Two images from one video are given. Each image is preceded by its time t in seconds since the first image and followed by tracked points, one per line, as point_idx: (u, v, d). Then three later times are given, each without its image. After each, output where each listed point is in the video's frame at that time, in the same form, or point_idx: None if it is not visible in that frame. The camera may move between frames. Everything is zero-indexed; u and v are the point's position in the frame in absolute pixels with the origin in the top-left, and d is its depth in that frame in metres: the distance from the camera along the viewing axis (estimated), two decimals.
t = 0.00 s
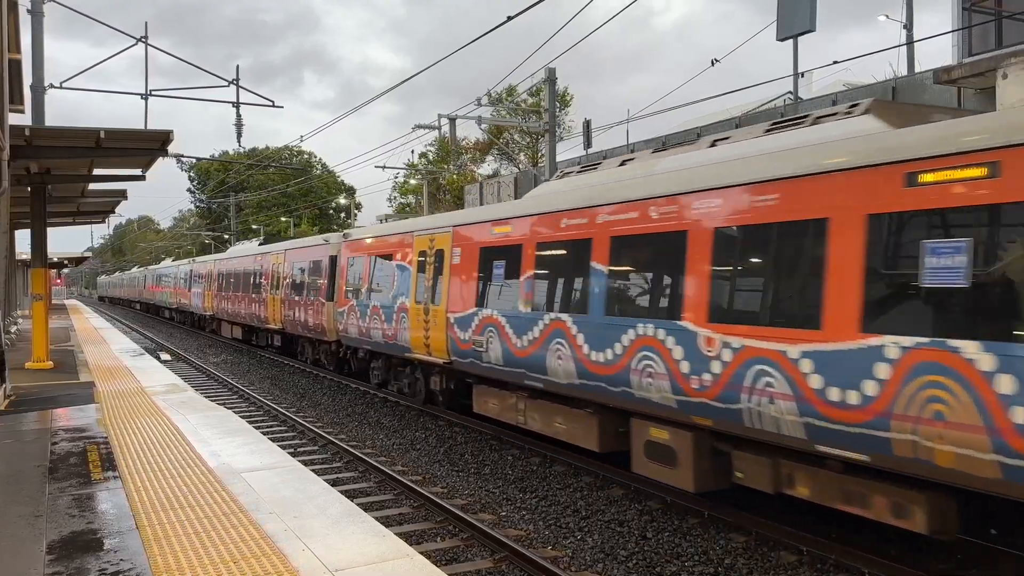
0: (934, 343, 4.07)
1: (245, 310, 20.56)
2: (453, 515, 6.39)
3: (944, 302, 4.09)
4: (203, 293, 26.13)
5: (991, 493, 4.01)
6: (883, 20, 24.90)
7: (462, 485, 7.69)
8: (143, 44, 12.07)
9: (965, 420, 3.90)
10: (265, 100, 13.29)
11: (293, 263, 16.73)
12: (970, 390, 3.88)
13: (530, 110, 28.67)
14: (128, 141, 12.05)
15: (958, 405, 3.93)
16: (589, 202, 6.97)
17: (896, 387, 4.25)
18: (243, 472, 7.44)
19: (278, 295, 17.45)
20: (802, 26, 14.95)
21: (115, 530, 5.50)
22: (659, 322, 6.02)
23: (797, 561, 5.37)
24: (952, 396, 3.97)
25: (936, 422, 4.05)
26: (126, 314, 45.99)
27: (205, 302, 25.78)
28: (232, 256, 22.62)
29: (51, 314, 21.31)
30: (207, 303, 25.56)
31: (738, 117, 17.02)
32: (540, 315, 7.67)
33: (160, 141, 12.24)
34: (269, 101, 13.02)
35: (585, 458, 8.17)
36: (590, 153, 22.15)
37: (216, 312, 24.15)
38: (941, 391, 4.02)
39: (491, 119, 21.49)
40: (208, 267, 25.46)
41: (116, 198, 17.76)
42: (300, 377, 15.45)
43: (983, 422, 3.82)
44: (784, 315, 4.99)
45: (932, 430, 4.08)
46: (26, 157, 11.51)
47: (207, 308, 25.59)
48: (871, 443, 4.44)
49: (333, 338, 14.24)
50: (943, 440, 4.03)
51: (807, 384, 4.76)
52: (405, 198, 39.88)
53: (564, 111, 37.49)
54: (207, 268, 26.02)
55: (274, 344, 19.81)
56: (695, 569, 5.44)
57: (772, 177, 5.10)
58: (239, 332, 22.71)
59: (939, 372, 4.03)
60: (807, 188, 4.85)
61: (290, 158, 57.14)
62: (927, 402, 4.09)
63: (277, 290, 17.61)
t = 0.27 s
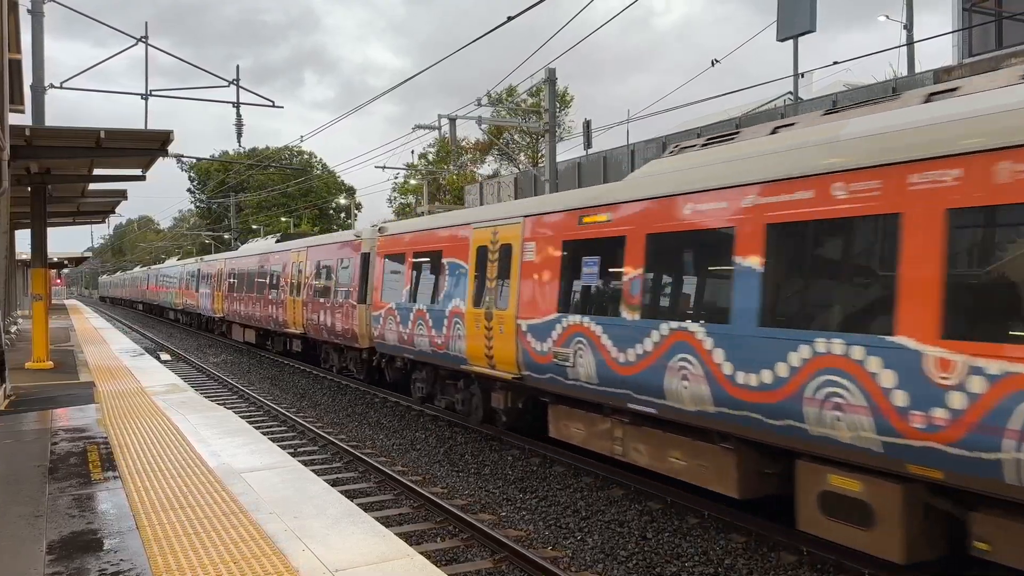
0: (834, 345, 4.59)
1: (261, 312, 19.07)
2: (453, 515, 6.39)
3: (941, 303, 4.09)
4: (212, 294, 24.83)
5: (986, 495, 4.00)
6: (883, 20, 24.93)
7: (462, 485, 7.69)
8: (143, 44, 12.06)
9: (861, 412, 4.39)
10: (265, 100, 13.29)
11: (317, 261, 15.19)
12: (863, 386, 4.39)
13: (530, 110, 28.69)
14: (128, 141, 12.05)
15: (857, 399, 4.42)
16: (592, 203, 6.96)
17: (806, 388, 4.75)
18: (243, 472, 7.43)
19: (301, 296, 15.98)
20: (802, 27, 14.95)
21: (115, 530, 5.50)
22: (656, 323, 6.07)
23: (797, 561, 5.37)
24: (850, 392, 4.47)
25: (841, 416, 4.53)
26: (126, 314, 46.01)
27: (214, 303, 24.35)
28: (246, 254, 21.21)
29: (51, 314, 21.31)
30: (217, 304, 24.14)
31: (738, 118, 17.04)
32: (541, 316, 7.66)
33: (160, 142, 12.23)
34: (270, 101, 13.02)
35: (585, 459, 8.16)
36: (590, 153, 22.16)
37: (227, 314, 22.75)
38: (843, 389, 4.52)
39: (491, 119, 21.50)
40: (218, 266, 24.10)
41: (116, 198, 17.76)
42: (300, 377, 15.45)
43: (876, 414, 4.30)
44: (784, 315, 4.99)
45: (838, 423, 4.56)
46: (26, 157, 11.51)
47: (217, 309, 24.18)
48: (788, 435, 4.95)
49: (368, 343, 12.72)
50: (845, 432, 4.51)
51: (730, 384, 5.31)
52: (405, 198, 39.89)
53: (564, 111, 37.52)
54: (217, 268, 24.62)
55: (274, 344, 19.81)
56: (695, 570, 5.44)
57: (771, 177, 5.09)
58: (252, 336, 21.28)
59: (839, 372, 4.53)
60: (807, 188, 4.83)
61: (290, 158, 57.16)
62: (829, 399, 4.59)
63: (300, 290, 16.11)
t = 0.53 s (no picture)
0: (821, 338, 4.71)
1: (280, 315, 17.59)
2: (453, 515, 6.39)
3: (941, 302, 4.08)
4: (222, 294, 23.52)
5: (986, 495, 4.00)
6: (884, 21, 25.00)
7: (462, 486, 7.68)
8: (143, 44, 12.05)
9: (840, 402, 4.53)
10: (266, 100, 13.28)
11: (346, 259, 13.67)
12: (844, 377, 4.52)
13: (530, 110, 28.70)
14: (128, 142, 12.06)
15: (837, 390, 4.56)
16: (593, 203, 6.96)
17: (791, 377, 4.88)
18: (243, 472, 7.44)
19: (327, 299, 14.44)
20: (803, 27, 14.94)
21: (115, 530, 5.50)
22: (655, 322, 6.07)
23: (798, 561, 5.37)
24: (831, 382, 4.60)
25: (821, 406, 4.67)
26: (126, 314, 46.06)
27: (225, 305, 22.86)
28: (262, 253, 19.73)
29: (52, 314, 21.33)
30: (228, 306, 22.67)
31: (738, 118, 17.04)
32: (542, 316, 7.67)
33: (161, 142, 12.23)
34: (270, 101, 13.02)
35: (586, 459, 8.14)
36: (590, 153, 22.17)
37: (240, 316, 21.29)
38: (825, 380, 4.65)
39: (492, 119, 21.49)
40: (230, 266, 22.61)
41: (116, 198, 17.75)
42: (301, 377, 15.47)
43: (854, 405, 4.44)
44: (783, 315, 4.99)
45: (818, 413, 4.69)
46: (26, 157, 11.51)
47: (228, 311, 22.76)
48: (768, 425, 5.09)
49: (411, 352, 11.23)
50: (823, 421, 4.65)
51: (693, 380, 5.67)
52: (406, 198, 39.90)
53: (564, 111, 37.51)
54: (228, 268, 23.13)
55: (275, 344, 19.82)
56: (695, 570, 5.44)
57: (772, 177, 5.09)
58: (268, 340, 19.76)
59: (822, 363, 4.66)
60: (808, 188, 4.82)
61: (290, 158, 57.18)
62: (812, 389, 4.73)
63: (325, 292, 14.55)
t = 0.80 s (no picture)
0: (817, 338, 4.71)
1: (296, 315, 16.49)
2: (454, 515, 6.40)
3: (942, 302, 4.09)
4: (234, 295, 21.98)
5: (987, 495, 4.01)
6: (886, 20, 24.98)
7: (463, 486, 7.68)
8: (144, 44, 12.05)
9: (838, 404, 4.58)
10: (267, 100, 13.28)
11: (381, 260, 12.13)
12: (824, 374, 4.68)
13: (531, 110, 28.68)
14: (130, 142, 12.08)
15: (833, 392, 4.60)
16: (593, 203, 6.98)
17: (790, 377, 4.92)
18: (245, 471, 7.44)
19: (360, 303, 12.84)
20: (804, 27, 14.93)
21: (117, 530, 5.50)
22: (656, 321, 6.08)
23: (800, 562, 5.37)
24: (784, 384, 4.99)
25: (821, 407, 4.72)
26: (127, 313, 46.07)
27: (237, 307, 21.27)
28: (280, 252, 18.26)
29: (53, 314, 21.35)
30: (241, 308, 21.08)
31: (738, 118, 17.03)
32: (543, 315, 7.68)
33: (162, 142, 12.23)
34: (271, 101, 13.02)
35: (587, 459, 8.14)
36: (591, 153, 22.17)
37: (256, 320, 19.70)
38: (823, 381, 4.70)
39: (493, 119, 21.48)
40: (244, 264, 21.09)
41: (117, 198, 17.75)
42: (302, 377, 15.48)
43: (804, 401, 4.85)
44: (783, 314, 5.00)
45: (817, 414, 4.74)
46: (28, 157, 11.51)
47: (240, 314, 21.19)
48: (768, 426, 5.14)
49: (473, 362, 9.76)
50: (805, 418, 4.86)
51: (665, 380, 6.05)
52: (407, 198, 39.89)
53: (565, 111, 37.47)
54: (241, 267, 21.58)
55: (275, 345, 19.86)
56: (696, 570, 5.44)
57: (773, 176, 5.10)
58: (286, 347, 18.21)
59: (816, 366, 4.70)
60: (808, 187, 4.84)
61: (291, 158, 57.18)
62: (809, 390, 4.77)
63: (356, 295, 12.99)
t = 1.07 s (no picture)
0: (813, 329, 4.76)
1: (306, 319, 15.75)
2: (455, 514, 6.40)
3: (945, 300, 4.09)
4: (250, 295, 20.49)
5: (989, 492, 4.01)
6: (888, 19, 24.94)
7: (464, 485, 7.68)
8: (146, 44, 12.07)
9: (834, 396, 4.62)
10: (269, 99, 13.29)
11: (427, 260, 10.51)
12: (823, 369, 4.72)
13: (532, 110, 28.67)
14: (131, 141, 12.09)
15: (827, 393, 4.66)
16: (593, 202, 6.99)
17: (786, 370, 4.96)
18: (246, 471, 7.44)
19: (401, 306, 11.16)
20: (805, 27, 14.92)
21: (119, 529, 5.51)
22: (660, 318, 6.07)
23: (801, 562, 5.37)
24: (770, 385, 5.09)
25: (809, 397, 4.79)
26: (128, 313, 46.09)
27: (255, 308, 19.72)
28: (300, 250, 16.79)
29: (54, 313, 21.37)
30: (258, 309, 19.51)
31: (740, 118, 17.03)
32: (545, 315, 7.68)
33: (164, 141, 12.25)
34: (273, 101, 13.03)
35: (587, 459, 8.14)
36: (592, 153, 22.17)
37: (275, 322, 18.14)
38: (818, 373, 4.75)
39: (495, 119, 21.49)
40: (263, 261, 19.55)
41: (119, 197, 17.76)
42: (303, 376, 15.49)
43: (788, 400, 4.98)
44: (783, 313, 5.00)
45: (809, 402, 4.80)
46: (30, 156, 11.53)
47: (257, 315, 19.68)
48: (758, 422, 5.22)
49: (549, 379, 8.10)
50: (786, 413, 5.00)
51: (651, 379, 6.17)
52: (408, 198, 39.89)
53: (566, 110, 37.46)
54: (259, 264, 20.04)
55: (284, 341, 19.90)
56: (698, 570, 5.44)
57: (774, 175, 5.11)
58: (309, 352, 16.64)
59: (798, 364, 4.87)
60: (808, 185, 4.84)
61: (292, 157, 57.20)
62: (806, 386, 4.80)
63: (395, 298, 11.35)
